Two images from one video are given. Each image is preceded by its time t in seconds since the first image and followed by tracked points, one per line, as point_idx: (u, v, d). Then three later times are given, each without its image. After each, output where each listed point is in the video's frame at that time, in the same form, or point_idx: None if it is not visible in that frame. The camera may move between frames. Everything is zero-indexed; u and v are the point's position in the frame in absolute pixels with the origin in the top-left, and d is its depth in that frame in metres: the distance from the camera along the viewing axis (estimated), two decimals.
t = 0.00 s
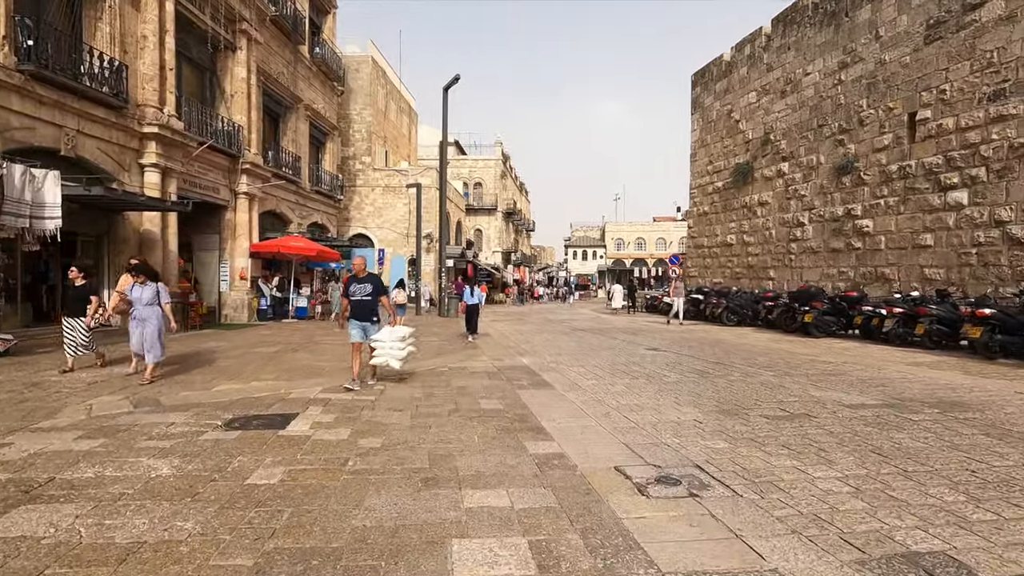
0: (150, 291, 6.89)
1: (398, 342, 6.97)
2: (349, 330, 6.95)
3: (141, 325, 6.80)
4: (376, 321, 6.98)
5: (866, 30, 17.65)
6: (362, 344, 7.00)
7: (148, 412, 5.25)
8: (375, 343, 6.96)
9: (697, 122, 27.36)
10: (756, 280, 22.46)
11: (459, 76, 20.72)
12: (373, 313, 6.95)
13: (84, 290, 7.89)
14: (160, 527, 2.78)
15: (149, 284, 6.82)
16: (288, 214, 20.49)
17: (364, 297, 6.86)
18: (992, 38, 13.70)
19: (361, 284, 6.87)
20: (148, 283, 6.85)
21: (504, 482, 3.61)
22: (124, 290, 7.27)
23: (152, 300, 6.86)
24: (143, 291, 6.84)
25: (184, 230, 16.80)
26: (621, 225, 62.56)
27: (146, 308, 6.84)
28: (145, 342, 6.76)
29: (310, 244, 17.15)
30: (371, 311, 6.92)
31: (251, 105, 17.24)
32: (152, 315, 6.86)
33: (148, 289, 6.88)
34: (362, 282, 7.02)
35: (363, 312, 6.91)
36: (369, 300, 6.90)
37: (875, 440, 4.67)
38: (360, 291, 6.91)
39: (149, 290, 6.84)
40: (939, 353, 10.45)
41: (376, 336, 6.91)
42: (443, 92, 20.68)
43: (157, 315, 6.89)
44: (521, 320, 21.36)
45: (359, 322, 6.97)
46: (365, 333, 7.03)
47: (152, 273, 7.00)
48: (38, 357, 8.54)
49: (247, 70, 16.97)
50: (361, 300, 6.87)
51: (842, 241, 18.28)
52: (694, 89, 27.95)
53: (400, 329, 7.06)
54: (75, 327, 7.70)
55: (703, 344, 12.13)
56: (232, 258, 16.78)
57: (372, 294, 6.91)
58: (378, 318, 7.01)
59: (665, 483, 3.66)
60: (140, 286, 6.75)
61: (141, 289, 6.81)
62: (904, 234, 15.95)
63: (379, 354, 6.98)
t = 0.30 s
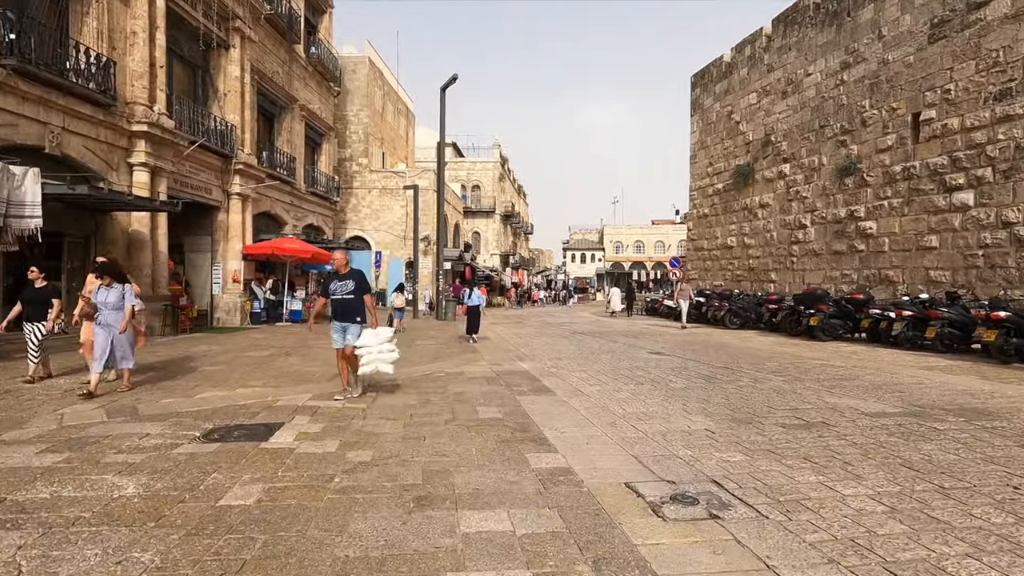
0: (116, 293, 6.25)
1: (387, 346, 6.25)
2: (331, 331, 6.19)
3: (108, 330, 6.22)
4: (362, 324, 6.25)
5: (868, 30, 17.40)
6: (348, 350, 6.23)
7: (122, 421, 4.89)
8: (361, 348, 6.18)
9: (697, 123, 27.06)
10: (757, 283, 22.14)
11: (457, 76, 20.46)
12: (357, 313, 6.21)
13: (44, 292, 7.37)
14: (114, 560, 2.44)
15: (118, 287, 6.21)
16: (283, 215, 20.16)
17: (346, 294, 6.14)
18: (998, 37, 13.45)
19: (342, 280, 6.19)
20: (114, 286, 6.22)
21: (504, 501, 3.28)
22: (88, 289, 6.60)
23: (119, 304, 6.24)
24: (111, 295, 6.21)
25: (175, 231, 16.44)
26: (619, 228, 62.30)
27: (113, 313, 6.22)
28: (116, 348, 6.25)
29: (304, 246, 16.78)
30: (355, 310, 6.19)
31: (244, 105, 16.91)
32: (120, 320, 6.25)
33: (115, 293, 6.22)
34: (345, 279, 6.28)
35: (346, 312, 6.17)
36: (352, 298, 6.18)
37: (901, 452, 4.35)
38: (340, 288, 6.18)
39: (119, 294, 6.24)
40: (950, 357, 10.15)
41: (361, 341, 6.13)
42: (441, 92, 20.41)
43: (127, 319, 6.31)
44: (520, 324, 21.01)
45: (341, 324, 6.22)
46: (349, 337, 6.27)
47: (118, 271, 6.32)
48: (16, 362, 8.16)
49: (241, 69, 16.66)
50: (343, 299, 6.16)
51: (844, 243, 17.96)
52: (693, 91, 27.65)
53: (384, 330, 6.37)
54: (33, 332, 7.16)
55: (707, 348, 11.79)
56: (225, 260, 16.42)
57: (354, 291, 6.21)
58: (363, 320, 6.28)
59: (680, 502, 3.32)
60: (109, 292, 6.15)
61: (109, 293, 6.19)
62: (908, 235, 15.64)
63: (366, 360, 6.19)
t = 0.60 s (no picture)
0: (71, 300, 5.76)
1: (368, 363, 5.60)
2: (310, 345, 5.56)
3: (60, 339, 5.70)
4: (343, 336, 5.56)
5: (870, 30, 17.11)
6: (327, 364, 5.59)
7: (94, 436, 4.54)
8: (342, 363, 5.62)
9: (695, 124, 26.72)
10: (757, 285, 21.84)
11: (454, 75, 20.15)
12: (338, 323, 5.53)
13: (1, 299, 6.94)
14: None
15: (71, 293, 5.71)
16: (276, 216, 19.79)
17: (325, 302, 5.50)
18: (1002, 36, 13.19)
19: (322, 287, 5.56)
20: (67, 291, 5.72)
21: (508, 532, 2.95)
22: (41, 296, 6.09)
23: (71, 310, 5.71)
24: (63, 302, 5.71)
25: (164, 232, 16.05)
26: (616, 229, 62.03)
27: (65, 319, 5.71)
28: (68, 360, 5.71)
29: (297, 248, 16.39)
30: (335, 321, 5.51)
31: (236, 103, 16.52)
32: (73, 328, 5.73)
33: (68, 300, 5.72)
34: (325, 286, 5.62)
35: (326, 322, 5.50)
36: (332, 306, 5.53)
37: (934, 470, 4.04)
38: (319, 294, 5.54)
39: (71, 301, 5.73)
40: (961, 362, 9.89)
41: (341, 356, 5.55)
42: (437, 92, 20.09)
43: (81, 327, 5.75)
44: (518, 326, 20.69)
45: (321, 337, 5.53)
46: (330, 351, 5.57)
47: (74, 276, 5.87)
48: None
49: (232, 66, 16.28)
50: (323, 307, 5.50)
51: (846, 245, 17.64)
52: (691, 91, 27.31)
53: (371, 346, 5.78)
54: None
55: (711, 352, 11.47)
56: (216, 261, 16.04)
57: (336, 299, 5.57)
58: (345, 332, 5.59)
59: (704, 532, 3.00)
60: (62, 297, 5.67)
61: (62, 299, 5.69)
62: (911, 237, 15.34)
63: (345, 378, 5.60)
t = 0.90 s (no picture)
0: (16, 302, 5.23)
1: (345, 369, 5.01)
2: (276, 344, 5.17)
3: None
4: (316, 334, 5.28)
5: (868, 28, 16.72)
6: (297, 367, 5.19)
7: (61, 448, 4.20)
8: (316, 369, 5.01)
9: (691, 124, 26.42)
10: (754, 286, 21.58)
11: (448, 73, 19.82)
12: (313, 322, 5.24)
13: None
14: None
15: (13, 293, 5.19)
16: (267, 216, 19.43)
17: (300, 298, 5.15)
18: (1003, 34, 12.87)
19: (295, 281, 5.20)
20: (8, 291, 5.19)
21: (509, 557, 2.65)
22: None
23: (14, 314, 5.14)
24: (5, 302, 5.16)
25: (152, 232, 15.66)
26: (612, 231, 61.84)
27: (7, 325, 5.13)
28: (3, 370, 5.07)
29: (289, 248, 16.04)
30: (309, 319, 5.21)
31: (225, 100, 16.16)
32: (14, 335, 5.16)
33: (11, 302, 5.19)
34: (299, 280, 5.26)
35: (299, 320, 5.17)
36: (307, 302, 5.21)
37: (964, 480, 3.77)
38: (294, 290, 5.18)
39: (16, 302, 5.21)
40: (968, 363, 9.69)
41: (314, 361, 4.98)
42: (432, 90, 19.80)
43: (24, 332, 5.17)
44: (514, 328, 20.36)
45: (292, 336, 5.19)
46: (300, 351, 5.24)
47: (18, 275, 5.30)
48: None
49: (222, 62, 15.92)
50: (297, 303, 5.15)
51: (845, 246, 17.26)
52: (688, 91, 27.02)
53: (349, 348, 5.15)
54: None
55: (712, 354, 11.18)
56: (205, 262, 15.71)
57: (310, 296, 5.22)
58: (318, 330, 5.30)
59: (729, 555, 2.71)
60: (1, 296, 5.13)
61: None
62: (911, 238, 15.00)
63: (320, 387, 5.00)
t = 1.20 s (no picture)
0: None
1: (317, 388, 4.36)
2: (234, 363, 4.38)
3: None
4: (281, 349, 4.47)
5: (869, 27, 16.27)
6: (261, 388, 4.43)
7: (24, 467, 3.89)
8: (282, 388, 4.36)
9: (690, 125, 26.09)
10: (755, 289, 21.22)
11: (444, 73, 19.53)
12: (275, 334, 4.43)
13: None
14: None
15: None
16: (262, 219, 19.14)
17: (257, 308, 4.37)
18: (1007, 32, 12.51)
19: (252, 288, 4.41)
20: None
21: None
22: None
23: None
24: None
25: (143, 236, 15.35)
26: (611, 233, 61.57)
27: None
28: None
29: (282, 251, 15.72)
30: (270, 331, 4.41)
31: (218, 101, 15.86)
32: None
33: None
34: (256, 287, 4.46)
35: (259, 333, 4.39)
36: (267, 313, 4.41)
37: (1002, 499, 3.48)
38: (249, 299, 4.39)
39: None
40: (980, 367, 9.42)
41: (280, 378, 4.31)
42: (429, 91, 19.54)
43: None
44: (512, 331, 20.02)
45: (252, 351, 4.42)
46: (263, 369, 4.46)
47: None
48: None
49: (214, 62, 15.63)
50: (255, 314, 4.38)
51: (847, 247, 16.80)
52: (687, 92, 26.67)
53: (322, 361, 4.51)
54: None
55: (716, 359, 10.85)
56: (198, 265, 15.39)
57: (270, 304, 4.41)
58: (284, 344, 4.50)
59: None
60: None
61: None
62: (915, 239, 14.57)
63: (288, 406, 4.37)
